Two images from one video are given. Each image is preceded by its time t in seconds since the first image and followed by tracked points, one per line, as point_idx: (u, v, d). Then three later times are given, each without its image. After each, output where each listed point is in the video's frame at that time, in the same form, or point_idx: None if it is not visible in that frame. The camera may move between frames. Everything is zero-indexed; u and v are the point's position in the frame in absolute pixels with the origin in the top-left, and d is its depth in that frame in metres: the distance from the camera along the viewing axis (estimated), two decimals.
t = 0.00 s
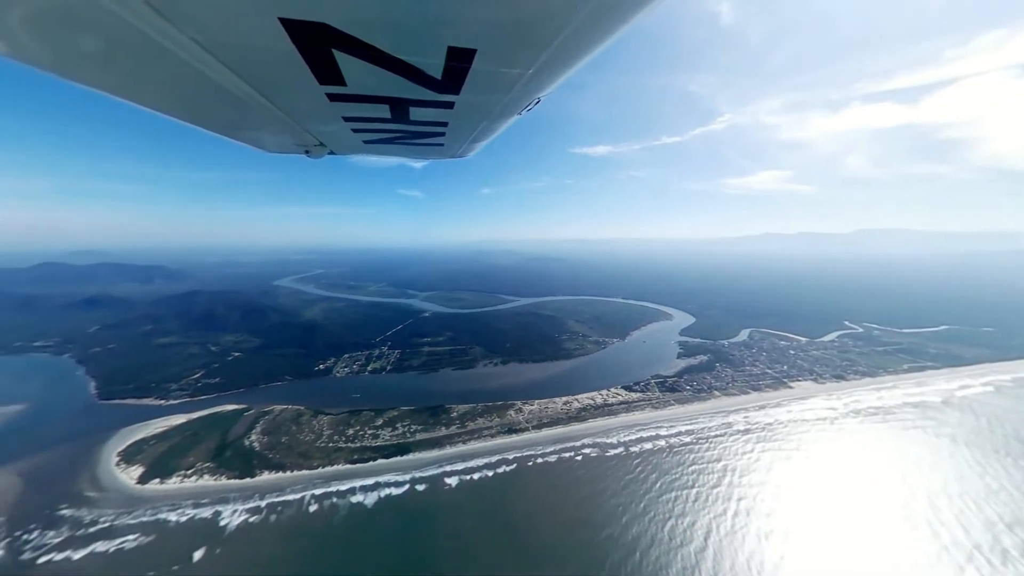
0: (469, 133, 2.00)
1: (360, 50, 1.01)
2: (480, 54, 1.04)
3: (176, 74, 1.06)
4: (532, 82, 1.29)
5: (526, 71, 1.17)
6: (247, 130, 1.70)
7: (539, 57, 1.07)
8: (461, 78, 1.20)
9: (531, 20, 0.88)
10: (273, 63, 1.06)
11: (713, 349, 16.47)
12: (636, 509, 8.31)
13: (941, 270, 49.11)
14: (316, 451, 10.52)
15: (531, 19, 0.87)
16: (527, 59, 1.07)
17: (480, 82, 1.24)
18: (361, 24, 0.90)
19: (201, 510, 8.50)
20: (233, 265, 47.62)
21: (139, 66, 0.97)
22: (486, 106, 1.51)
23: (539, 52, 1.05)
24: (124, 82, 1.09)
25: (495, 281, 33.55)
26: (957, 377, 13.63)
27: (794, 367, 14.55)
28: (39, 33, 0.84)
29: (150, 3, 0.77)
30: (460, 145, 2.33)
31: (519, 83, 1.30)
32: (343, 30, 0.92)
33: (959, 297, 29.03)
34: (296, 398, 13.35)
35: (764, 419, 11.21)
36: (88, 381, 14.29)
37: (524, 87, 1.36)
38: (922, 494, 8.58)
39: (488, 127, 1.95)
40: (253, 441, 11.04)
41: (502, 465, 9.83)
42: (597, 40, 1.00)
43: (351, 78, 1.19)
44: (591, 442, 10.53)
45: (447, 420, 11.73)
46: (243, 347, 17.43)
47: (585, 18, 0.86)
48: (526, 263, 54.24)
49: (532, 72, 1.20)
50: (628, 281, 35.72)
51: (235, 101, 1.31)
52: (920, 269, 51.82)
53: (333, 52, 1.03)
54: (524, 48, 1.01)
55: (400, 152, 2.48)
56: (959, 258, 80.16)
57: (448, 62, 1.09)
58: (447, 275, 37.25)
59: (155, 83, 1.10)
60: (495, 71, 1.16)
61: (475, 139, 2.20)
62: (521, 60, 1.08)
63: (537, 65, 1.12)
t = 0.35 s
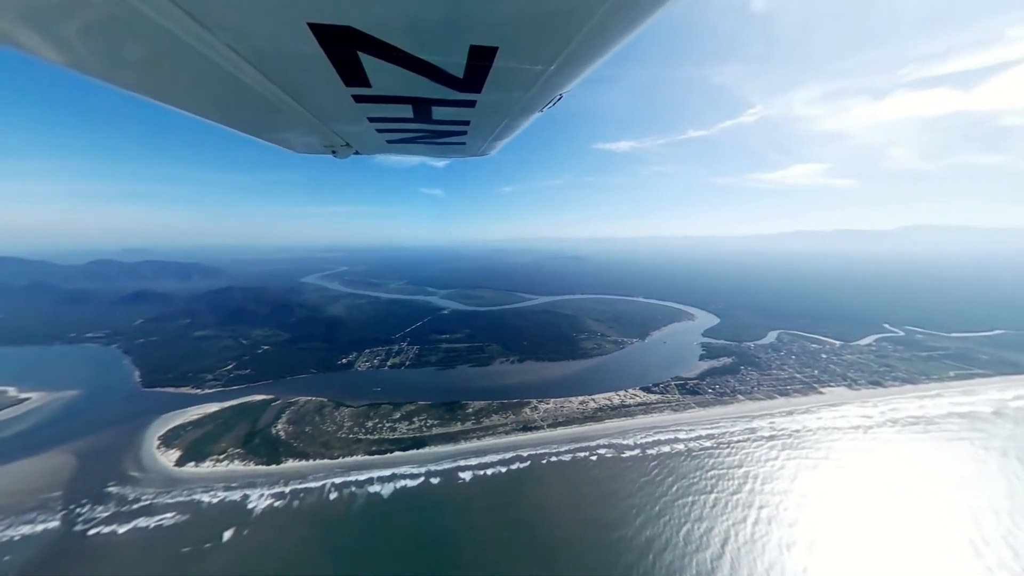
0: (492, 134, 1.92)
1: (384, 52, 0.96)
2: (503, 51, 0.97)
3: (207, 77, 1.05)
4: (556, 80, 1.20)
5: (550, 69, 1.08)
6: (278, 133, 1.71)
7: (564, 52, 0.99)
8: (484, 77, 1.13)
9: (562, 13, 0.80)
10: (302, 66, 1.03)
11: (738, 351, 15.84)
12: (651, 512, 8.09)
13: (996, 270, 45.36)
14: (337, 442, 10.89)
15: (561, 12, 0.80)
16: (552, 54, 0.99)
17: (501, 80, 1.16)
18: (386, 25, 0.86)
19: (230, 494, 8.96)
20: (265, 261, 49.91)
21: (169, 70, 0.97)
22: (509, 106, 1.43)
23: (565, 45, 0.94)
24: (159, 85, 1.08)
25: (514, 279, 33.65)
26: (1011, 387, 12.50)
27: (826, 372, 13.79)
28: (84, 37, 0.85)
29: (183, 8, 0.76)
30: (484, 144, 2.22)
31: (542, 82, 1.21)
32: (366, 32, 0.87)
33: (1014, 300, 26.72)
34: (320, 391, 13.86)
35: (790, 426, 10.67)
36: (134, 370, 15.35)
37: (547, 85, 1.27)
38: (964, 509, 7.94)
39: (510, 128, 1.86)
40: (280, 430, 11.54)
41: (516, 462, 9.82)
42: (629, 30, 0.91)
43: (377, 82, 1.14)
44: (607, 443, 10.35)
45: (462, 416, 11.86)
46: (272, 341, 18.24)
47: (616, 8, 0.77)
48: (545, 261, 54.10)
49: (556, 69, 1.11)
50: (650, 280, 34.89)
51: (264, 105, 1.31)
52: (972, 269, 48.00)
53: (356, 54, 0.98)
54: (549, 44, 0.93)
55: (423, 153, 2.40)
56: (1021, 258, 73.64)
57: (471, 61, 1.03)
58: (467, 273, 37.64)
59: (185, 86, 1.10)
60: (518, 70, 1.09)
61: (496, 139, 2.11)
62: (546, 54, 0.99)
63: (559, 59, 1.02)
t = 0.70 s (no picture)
0: (512, 128, 1.87)
1: (410, 49, 0.95)
2: (526, 44, 0.93)
3: (242, 79, 1.05)
4: (579, 72, 1.15)
5: (571, 59, 1.03)
6: (308, 130, 1.71)
7: (587, 44, 0.94)
8: (506, 71, 1.09)
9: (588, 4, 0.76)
10: (333, 66, 1.02)
11: (766, 352, 15.13)
12: (669, 513, 7.88)
13: None
14: (359, 431, 11.28)
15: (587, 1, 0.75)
16: (575, 44, 0.94)
17: (526, 74, 1.12)
18: (413, 20, 0.84)
19: (261, 477, 9.48)
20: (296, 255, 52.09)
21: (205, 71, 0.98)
22: (529, 99, 1.38)
23: (592, 36, 0.90)
24: (198, 86, 1.09)
25: (534, 275, 33.57)
26: None
27: (863, 375, 12.95)
28: (127, 45, 0.86)
29: (226, 15, 0.77)
30: (507, 139, 2.17)
31: (564, 73, 1.16)
32: (393, 30, 0.86)
33: None
34: (344, 382, 14.37)
35: (821, 431, 10.10)
36: (177, 358, 16.44)
37: (569, 77, 1.21)
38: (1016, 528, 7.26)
39: (530, 124, 1.81)
40: (307, 418, 12.07)
41: (531, 458, 9.82)
42: (657, 17, 0.85)
43: (403, 78, 1.12)
44: (625, 442, 10.16)
45: (479, 411, 11.98)
46: (301, 333, 19.05)
47: None
48: (566, 257, 53.66)
49: (579, 60, 1.05)
50: (674, 277, 33.86)
51: (294, 104, 1.30)
52: None
53: (382, 52, 0.97)
54: (572, 33, 0.89)
55: (445, 148, 2.36)
56: None
57: (494, 54, 1.00)
58: (488, 268, 37.90)
59: (221, 87, 1.11)
60: (540, 62, 1.05)
61: (517, 135, 2.05)
62: (571, 45, 0.95)
63: (584, 50, 0.98)
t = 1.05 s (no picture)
0: (531, 130, 1.82)
1: (431, 49, 0.92)
2: (547, 40, 0.89)
3: (270, 79, 1.04)
4: (599, 71, 1.11)
5: (592, 55, 0.99)
6: (332, 131, 1.68)
7: (608, 39, 0.90)
8: (527, 70, 1.06)
9: None
10: (359, 67, 1.00)
11: (792, 355, 14.47)
12: (683, 516, 7.68)
13: None
14: (377, 425, 11.57)
15: None
16: (595, 41, 0.90)
17: (545, 74, 1.09)
18: (438, 24, 0.83)
19: (284, 465, 9.88)
20: (321, 251, 53.80)
21: (236, 72, 0.97)
22: (547, 100, 1.34)
23: (613, 32, 0.88)
24: (229, 88, 1.10)
25: (552, 273, 33.43)
26: None
27: (898, 382, 12.21)
28: (163, 47, 0.85)
29: (260, 18, 0.77)
30: (527, 139, 2.08)
31: (583, 72, 1.12)
32: (416, 30, 0.84)
33: None
34: (364, 376, 14.77)
35: (850, 439, 9.58)
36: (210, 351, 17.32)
37: (588, 75, 1.17)
38: None
39: (548, 125, 1.76)
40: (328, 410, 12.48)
41: (544, 457, 9.79)
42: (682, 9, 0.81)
43: (423, 80, 1.10)
44: (640, 443, 9.97)
45: (493, 408, 12.05)
46: (324, 329, 19.67)
47: None
48: (584, 256, 53.16)
49: (600, 57, 1.01)
50: (696, 277, 32.93)
51: (321, 105, 1.28)
52: None
53: (404, 53, 0.95)
54: (593, 28, 0.85)
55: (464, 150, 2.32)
56: None
57: (514, 53, 0.96)
58: (507, 267, 38.05)
59: (251, 88, 1.10)
60: (560, 60, 1.01)
61: (535, 136, 2.01)
62: (590, 43, 0.93)
63: (604, 48, 0.95)
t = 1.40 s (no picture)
0: (548, 128, 1.82)
1: (451, 49, 0.95)
2: (567, 34, 0.90)
3: (300, 82, 1.08)
4: (615, 65, 1.11)
5: (610, 50, 0.99)
6: (355, 131, 1.72)
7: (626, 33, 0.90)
8: (544, 67, 1.07)
9: None
10: (384, 67, 1.03)
11: (817, 354, 13.85)
12: (693, 512, 7.55)
13: None
14: (393, 413, 11.90)
15: None
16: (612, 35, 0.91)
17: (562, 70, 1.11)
18: (462, 26, 0.86)
19: (306, 448, 10.33)
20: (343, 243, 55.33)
21: (272, 76, 1.02)
22: (564, 97, 1.35)
23: (630, 28, 0.89)
24: (262, 92, 1.16)
25: (568, 267, 33.19)
26: None
27: (933, 384, 11.51)
28: (206, 56, 0.91)
29: (288, 24, 0.81)
30: (546, 136, 2.06)
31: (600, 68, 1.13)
32: (441, 31, 0.87)
33: None
34: (382, 365, 15.19)
35: (876, 442, 9.12)
36: (239, 339, 18.21)
37: (604, 72, 1.17)
38: None
39: (565, 123, 1.77)
40: (347, 398, 12.92)
41: (555, 449, 9.81)
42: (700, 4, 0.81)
43: (445, 79, 1.12)
44: (653, 439, 9.81)
45: (505, 400, 12.15)
46: (345, 319, 20.30)
47: None
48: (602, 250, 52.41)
49: (617, 51, 1.02)
50: (717, 271, 31.93)
51: (346, 105, 1.32)
52: None
53: (428, 53, 0.97)
54: (612, 20, 0.85)
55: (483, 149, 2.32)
56: None
57: (533, 50, 0.97)
58: (524, 260, 38.02)
59: (283, 91, 1.14)
60: (579, 56, 1.02)
61: (552, 134, 2.01)
62: (608, 40, 0.94)
63: (623, 43, 0.96)
